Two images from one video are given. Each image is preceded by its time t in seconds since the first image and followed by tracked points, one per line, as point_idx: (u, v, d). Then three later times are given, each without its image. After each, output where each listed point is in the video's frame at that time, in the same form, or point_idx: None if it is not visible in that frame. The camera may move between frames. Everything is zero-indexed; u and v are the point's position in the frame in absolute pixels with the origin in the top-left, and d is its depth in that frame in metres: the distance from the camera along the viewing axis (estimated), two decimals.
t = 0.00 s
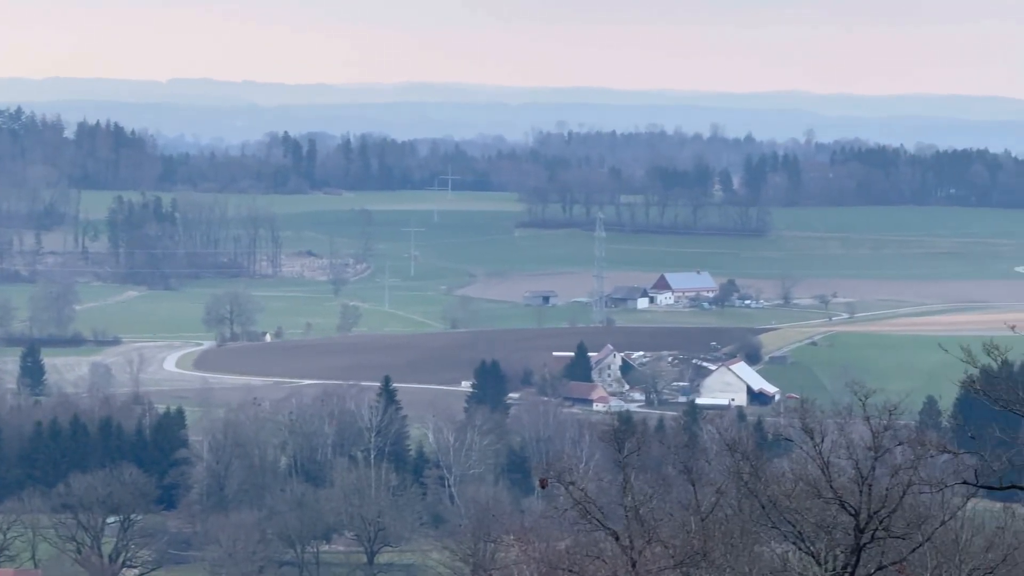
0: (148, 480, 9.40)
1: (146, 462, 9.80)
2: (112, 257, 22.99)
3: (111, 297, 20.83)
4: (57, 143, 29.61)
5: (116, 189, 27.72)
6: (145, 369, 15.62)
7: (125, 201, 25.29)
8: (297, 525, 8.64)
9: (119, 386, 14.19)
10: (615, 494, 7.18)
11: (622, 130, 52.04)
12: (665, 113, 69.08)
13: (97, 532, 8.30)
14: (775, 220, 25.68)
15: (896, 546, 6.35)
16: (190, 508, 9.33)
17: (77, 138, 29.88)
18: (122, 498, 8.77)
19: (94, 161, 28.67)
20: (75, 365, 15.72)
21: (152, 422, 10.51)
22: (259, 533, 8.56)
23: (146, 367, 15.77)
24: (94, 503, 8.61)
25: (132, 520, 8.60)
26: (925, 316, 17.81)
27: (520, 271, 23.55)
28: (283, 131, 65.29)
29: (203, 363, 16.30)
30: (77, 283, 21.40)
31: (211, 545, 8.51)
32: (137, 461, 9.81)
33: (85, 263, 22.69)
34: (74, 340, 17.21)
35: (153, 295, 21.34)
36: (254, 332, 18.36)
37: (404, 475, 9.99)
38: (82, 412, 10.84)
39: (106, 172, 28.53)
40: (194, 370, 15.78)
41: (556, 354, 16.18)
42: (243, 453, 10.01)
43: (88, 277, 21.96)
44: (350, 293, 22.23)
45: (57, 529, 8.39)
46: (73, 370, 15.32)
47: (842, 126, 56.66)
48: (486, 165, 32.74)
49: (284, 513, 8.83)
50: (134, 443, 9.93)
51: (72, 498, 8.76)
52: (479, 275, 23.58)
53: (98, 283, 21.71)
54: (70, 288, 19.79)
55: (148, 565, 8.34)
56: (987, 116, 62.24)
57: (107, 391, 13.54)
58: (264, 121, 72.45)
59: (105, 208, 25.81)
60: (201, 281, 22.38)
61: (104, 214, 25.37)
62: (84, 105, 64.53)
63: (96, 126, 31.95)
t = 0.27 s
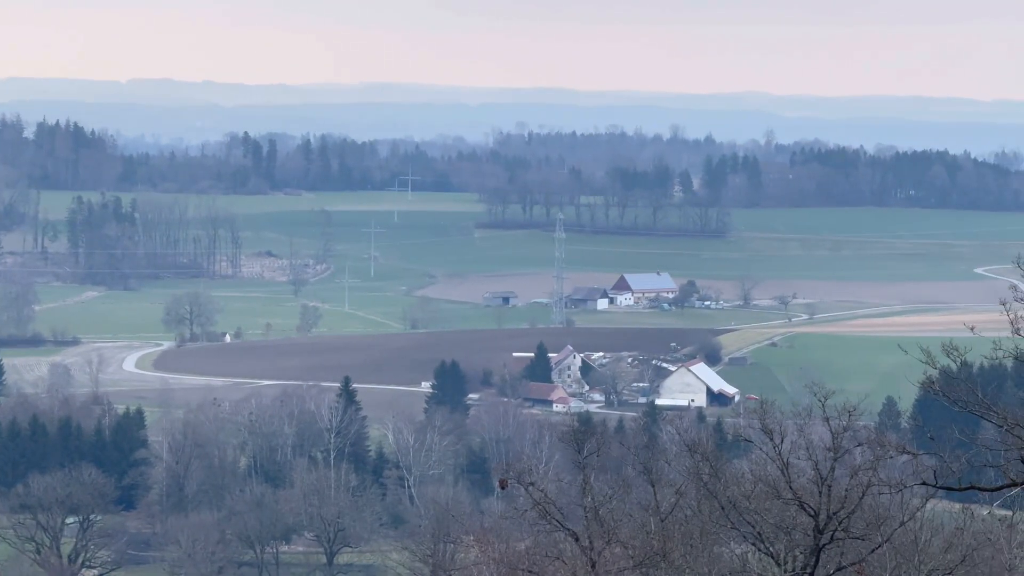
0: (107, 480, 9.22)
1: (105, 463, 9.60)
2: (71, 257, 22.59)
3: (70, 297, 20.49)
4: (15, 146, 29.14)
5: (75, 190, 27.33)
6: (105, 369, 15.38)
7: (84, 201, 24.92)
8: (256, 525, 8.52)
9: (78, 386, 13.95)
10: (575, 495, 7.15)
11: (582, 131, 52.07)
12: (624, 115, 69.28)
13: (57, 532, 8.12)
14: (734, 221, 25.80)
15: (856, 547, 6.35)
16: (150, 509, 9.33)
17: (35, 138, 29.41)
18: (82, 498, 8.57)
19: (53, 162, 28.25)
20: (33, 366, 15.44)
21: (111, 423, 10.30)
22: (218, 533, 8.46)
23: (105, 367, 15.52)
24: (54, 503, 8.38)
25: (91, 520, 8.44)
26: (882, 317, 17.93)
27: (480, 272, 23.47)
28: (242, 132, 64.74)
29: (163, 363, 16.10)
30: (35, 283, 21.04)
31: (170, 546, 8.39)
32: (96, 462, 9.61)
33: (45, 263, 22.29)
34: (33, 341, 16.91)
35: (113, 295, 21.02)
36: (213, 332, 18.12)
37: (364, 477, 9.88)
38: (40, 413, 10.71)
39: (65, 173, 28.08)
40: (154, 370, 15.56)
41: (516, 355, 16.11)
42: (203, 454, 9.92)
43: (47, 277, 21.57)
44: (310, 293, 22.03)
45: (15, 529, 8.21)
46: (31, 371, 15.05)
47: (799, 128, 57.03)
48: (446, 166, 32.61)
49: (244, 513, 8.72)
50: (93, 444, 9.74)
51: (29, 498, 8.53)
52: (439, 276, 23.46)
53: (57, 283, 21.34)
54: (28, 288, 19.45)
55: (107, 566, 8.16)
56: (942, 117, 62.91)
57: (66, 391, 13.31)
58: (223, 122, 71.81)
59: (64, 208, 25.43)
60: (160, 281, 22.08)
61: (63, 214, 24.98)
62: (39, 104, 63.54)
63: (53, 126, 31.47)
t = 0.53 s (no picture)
0: (79, 477, 9.12)
1: (77, 461, 9.54)
2: (42, 254, 22.34)
3: (42, 294, 20.25)
4: None
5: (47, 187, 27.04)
6: (77, 366, 15.22)
7: (56, 198, 24.65)
8: (229, 522, 8.45)
9: (50, 384, 13.79)
10: (547, 492, 7.13)
11: (555, 129, 52.08)
12: (597, 112, 69.37)
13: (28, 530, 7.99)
14: (707, 219, 25.86)
15: (828, 545, 6.35)
16: (122, 505, 9.18)
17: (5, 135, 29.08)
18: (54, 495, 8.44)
19: (24, 158, 27.93)
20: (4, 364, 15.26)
21: (83, 420, 10.22)
22: (190, 530, 8.39)
23: (77, 364, 15.35)
24: (25, 501, 8.25)
25: (63, 517, 8.32)
26: (855, 315, 18.01)
27: (453, 270, 23.41)
28: (215, 130, 64.34)
29: (136, 360, 15.95)
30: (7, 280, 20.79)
31: (144, 543, 8.32)
32: (68, 460, 9.55)
33: (16, 260, 22.03)
34: (4, 339, 16.71)
35: (86, 292, 20.79)
36: (186, 330, 17.96)
37: (336, 474, 9.80)
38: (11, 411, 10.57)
39: (38, 171, 27.77)
40: (128, 368, 15.40)
41: (488, 352, 16.07)
42: (175, 451, 9.83)
43: (18, 274, 21.32)
44: (283, 291, 21.89)
45: None
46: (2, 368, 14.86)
47: (772, 126, 57.20)
48: (419, 164, 32.50)
49: (216, 510, 8.65)
50: (66, 443, 9.68)
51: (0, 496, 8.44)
52: (411, 274, 23.39)
53: (28, 280, 21.09)
54: None
55: (79, 563, 8.04)
56: (913, 115, 63.28)
57: (37, 388, 13.15)
58: (195, 119, 71.31)
59: (36, 205, 25.15)
60: (133, 279, 21.87)
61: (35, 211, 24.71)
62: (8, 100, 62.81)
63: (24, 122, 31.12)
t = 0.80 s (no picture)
0: (59, 472, 9.03)
1: (56, 455, 9.46)
2: (21, 249, 22.14)
3: (21, 289, 20.07)
4: None
5: (25, 182, 26.82)
6: (57, 361, 15.09)
7: (34, 192, 24.43)
8: (209, 518, 8.40)
9: (29, 379, 13.66)
10: (527, 488, 7.10)
11: (535, 124, 52.05)
12: (577, 108, 69.38)
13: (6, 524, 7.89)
14: (688, 215, 25.88)
15: (810, 541, 6.35)
16: (102, 501, 9.06)
17: None
18: (33, 491, 8.37)
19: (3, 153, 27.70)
20: None
21: (62, 415, 10.12)
22: (169, 526, 8.35)
23: (57, 359, 15.22)
24: (3, 496, 8.15)
25: (43, 512, 8.23)
26: (834, 312, 18.05)
27: (433, 266, 23.35)
28: (195, 124, 63.98)
29: (116, 355, 15.84)
30: None
31: (122, 539, 8.22)
32: (47, 455, 9.47)
33: None
34: None
35: (65, 287, 20.61)
36: (166, 325, 17.84)
37: (316, 470, 9.74)
38: None
39: (17, 165, 27.53)
40: (109, 363, 15.27)
41: (468, 348, 16.03)
42: (155, 447, 9.76)
43: None
44: (264, 286, 21.78)
45: None
46: None
47: (753, 122, 57.24)
48: (399, 159, 32.42)
49: (195, 506, 8.61)
50: (45, 437, 9.59)
51: None
52: (391, 269, 23.32)
53: (7, 275, 20.89)
54: None
55: (59, 559, 8.06)
56: (892, 111, 63.48)
57: (16, 383, 13.03)
58: (175, 114, 70.87)
59: (14, 200, 24.92)
60: (113, 274, 21.71)
61: (13, 206, 24.48)
62: None
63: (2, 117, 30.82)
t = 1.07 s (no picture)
0: (37, 466, 8.93)
1: (34, 449, 9.37)
2: None
3: None
4: None
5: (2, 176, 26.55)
6: (34, 355, 14.95)
7: (11, 186, 24.19)
8: (188, 512, 8.36)
9: (6, 373, 13.53)
10: (506, 483, 7.10)
11: (515, 118, 52.01)
12: (556, 102, 69.31)
13: None
14: (667, 209, 25.88)
15: (787, 535, 6.38)
16: (79, 495, 8.96)
17: None
18: (11, 484, 8.28)
19: None
20: None
21: (40, 409, 10.02)
22: (148, 520, 8.32)
23: (35, 353, 15.08)
24: None
25: (20, 506, 8.15)
26: (814, 307, 18.09)
27: (412, 260, 23.30)
28: (174, 118, 63.56)
29: (94, 348, 15.72)
30: None
31: (100, 532, 8.14)
32: (25, 449, 9.38)
33: None
34: None
35: (43, 281, 20.38)
36: (145, 318, 17.70)
37: (295, 464, 9.69)
38: None
39: None
40: (87, 357, 15.14)
41: (447, 342, 15.99)
42: (133, 441, 9.68)
43: None
44: (242, 280, 21.66)
45: None
46: None
47: (732, 117, 57.28)
48: (378, 153, 32.30)
49: (174, 500, 8.56)
50: (22, 431, 9.49)
51: None
52: (370, 264, 23.24)
53: None
54: None
55: (36, 552, 8.04)
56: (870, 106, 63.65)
57: None
58: (151, 108, 70.35)
59: None
60: (92, 267, 21.52)
61: None
62: None
63: None
